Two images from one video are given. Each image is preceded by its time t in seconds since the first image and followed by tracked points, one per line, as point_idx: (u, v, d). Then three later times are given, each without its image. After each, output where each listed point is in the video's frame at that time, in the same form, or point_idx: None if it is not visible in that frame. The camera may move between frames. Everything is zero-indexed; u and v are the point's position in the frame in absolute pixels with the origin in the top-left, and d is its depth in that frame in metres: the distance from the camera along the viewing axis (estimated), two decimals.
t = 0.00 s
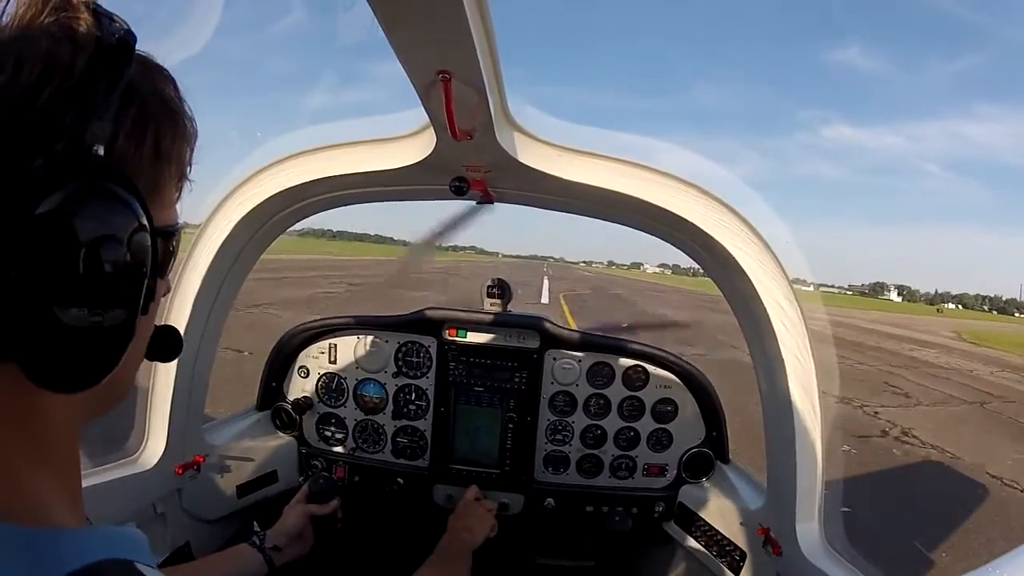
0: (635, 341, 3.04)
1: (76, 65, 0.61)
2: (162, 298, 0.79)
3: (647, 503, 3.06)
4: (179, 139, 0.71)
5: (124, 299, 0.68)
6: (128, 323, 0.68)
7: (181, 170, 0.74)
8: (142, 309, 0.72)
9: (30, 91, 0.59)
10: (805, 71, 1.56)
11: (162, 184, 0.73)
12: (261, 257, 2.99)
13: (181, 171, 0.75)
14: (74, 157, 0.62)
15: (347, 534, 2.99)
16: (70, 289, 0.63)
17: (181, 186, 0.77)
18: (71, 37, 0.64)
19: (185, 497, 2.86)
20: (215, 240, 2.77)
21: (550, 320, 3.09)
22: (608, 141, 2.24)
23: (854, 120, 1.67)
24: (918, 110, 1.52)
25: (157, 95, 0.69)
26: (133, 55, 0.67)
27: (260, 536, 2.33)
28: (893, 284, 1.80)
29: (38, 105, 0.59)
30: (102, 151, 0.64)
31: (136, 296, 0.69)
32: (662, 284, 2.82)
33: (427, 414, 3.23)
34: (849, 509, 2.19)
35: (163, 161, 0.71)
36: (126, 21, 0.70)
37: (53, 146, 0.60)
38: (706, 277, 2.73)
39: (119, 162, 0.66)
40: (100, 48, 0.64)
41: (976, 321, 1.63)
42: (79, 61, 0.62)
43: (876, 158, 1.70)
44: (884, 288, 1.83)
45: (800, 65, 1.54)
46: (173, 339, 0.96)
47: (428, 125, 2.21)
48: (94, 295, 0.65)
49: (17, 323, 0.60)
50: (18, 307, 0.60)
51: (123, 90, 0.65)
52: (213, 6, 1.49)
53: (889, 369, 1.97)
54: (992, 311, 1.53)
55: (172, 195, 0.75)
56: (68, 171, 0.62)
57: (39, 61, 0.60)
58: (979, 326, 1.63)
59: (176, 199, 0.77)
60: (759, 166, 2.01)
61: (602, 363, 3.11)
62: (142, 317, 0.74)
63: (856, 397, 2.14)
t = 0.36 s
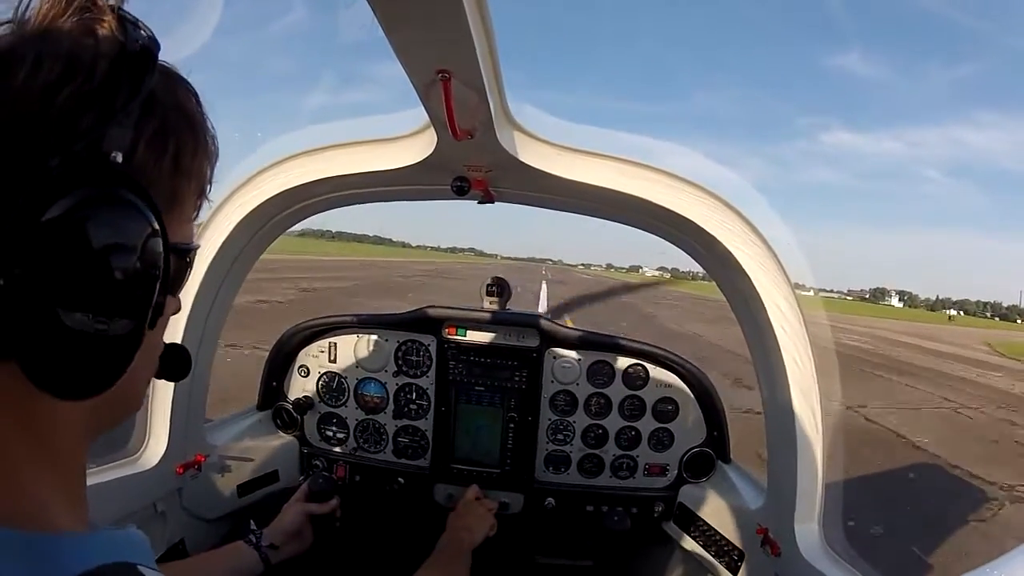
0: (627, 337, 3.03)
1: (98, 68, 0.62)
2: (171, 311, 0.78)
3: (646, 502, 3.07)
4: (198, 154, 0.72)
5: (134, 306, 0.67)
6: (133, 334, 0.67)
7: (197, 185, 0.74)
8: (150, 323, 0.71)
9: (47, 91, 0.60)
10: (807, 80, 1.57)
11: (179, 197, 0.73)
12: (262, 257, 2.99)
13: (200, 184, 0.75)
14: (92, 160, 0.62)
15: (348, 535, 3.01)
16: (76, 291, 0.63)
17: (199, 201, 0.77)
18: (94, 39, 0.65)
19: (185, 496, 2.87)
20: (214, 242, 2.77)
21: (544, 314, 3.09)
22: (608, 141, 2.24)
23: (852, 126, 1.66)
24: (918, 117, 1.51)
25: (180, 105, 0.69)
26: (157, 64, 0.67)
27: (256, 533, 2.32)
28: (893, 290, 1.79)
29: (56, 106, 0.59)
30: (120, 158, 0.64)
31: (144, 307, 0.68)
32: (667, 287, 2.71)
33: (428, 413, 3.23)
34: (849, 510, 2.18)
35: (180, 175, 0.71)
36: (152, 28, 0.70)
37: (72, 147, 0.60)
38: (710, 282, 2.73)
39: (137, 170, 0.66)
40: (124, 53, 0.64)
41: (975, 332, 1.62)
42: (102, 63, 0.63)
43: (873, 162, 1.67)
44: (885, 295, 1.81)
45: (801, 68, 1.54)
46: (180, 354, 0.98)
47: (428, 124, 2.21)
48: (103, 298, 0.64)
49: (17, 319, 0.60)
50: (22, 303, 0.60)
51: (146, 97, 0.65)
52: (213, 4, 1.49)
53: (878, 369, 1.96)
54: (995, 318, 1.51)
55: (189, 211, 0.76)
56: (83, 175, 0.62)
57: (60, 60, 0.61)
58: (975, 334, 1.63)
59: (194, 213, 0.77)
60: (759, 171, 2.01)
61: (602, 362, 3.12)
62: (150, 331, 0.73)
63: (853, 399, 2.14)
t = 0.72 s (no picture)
0: (626, 337, 3.05)
1: (69, 71, 0.63)
2: (160, 307, 0.80)
3: (647, 501, 3.06)
4: (175, 147, 0.71)
5: (112, 299, 0.66)
6: (113, 326, 0.67)
7: (177, 178, 0.74)
8: (130, 315, 0.71)
9: (24, 94, 0.60)
10: (809, 81, 1.57)
11: (159, 189, 0.73)
12: (261, 257, 3.01)
13: (180, 178, 0.75)
14: (66, 162, 0.62)
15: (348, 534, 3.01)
16: (52, 288, 0.62)
17: (180, 192, 0.77)
18: (67, 43, 0.65)
19: (185, 496, 2.89)
20: (215, 241, 2.79)
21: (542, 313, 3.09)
22: (607, 141, 2.24)
23: (851, 124, 1.65)
24: (919, 116, 1.52)
25: (156, 101, 0.69)
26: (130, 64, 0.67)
27: (260, 534, 2.33)
28: (894, 288, 1.76)
29: (31, 107, 0.60)
30: (93, 156, 0.64)
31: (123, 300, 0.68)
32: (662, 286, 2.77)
33: (428, 412, 3.24)
34: (848, 510, 2.19)
35: (159, 169, 0.71)
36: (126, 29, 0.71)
37: (45, 148, 0.61)
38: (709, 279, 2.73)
39: (113, 167, 0.66)
40: (95, 53, 0.64)
41: (984, 335, 1.54)
42: (73, 67, 0.63)
43: (868, 162, 1.67)
44: (886, 292, 1.80)
45: (800, 70, 1.54)
46: (176, 346, 0.98)
47: (428, 124, 2.22)
48: (78, 294, 0.64)
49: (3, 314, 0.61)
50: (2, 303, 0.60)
51: (118, 94, 0.65)
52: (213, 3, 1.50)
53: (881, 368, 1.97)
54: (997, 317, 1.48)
55: (170, 204, 0.76)
56: (59, 174, 0.62)
57: (34, 66, 0.62)
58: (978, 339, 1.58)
59: (175, 207, 0.77)
60: (757, 169, 2.01)
61: (602, 361, 3.12)
62: (135, 321, 0.74)
63: (852, 396, 2.14)
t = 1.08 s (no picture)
0: (636, 340, 3.03)
1: (63, 62, 0.62)
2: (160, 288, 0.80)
3: (646, 501, 3.06)
4: (172, 130, 0.72)
5: (123, 290, 0.69)
6: (127, 317, 0.69)
7: (174, 158, 0.74)
8: (141, 302, 0.74)
9: (18, 89, 0.60)
10: (806, 70, 1.57)
11: (156, 174, 0.73)
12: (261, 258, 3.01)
13: (176, 161, 0.75)
14: (67, 155, 0.62)
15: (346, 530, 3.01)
16: (67, 285, 0.64)
17: (173, 176, 0.77)
18: (60, 28, 0.64)
19: (184, 495, 2.90)
20: (215, 244, 2.79)
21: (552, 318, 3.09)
22: (607, 143, 2.25)
23: (855, 116, 1.67)
24: (919, 106, 1.52)
25: (150, 87, 0.69)
26: (120, 48, 0.67)
27: (257, 531, 2.33)
28: (905, 280, 1.74)
29: (27, 100, 0.60)
30: (94, 147, 0.64)
31: (134, 290, 0.70)
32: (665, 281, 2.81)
33: (427, 412, 3.24)
34: (848, 506, 2.18)
35: (157, 153, 0.71)
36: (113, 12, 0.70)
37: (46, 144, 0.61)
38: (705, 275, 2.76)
39: (114, 156, 0.67)
40: (88, 39, 0.64)
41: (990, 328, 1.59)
42: (68, 57, 0.63)
43: (872, 154, 1.70)
44: (894, 286, 1.79)
45: (801, 62, 1.54)
46: (174, 329, 0.95)
47: (427, 128, 2.22)
48: (91, 291, 0.66)
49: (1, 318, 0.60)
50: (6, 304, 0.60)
51: (113, 81, 0.65)
52: (213, 6, 1.50)
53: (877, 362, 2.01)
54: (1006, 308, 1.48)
55: (164, 186, 0.75)
56: (62, 168, 0.62)
57: (26, 58, 0.61)
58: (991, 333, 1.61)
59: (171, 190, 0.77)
60: (757, 163, 2.01)
61: (602, 362, 3.12)
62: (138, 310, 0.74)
63: (852, 395, 2.15)
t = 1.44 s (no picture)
0: (636, 341, 3.04)
1: (92, 76, 0.61)
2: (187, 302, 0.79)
3: (648, 503, 3.07)
4: (200, 149, 0.71)
5: (153, 321, 0.69)
6: (154, 346, 0.70)
7: (201, 177, 0.73)
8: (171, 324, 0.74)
9: (42, 106, 0.58)
10: (807, 73, 1.57)
11: (184, 194, 0.72)
12: (261, 261, 3.00)
13: (203, 177, 0.74)
14: (96, 177, 0.62)
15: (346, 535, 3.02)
16: (98, 317, 0.64)
17: (201, 191, 0.76)
18: (87, 41, 0.62)
19: (187, 497, 2.86)
20: (215, 245, 2.76)
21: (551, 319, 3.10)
22: (611, 142, 2.25)
23: (856, 121, 1.67)
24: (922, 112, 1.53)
25: (177, 102, 0.68)
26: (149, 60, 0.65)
27: (260, 535, 2.33)
28: (911, 289, 1.73)
29: (54, 120, 0.58)
30: (124, 169, 0.64)
31: (164, 318, 0.71)
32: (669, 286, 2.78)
33: (427, 414, 3.24)
34: (849, 510, 2.18)
35: (184, 172, 0.70)
36: (141, 22, 0.68)
37: (75, 164, 0.60)
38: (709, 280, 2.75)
39: (143, 178, 0.66)
40: (115, 55, 0.63)
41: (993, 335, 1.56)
42: (95, 68, 0.61)
43: (873, 160, 1.69)
44: (901, 294, 1.76)
45: (803, 64, 1.54)
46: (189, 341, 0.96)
47: (428, 124, 2.22)
48: (122, 322, 0.66)
49: (19, 355, 0.59)
50: (36, 339, 0.60)
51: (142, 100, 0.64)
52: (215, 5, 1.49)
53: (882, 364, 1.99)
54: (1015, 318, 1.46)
55: (191, 205, 0.75)
56: (91, 192, 0.62)
57: (51, 69, 0.59)
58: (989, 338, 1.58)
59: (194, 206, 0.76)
60: (759, 166, 2.01)
61: (602, 363, 3.12)
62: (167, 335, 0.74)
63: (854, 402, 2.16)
